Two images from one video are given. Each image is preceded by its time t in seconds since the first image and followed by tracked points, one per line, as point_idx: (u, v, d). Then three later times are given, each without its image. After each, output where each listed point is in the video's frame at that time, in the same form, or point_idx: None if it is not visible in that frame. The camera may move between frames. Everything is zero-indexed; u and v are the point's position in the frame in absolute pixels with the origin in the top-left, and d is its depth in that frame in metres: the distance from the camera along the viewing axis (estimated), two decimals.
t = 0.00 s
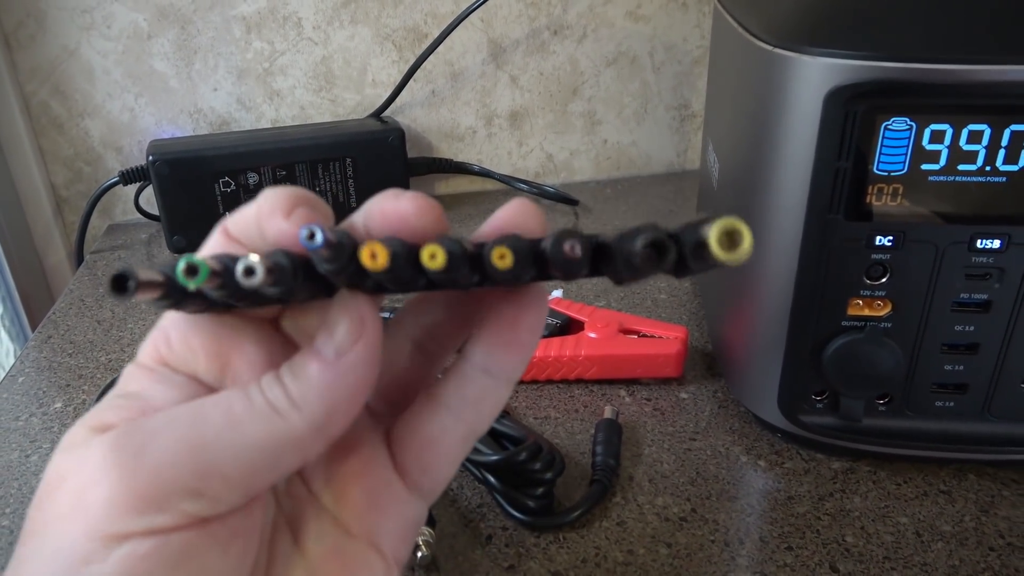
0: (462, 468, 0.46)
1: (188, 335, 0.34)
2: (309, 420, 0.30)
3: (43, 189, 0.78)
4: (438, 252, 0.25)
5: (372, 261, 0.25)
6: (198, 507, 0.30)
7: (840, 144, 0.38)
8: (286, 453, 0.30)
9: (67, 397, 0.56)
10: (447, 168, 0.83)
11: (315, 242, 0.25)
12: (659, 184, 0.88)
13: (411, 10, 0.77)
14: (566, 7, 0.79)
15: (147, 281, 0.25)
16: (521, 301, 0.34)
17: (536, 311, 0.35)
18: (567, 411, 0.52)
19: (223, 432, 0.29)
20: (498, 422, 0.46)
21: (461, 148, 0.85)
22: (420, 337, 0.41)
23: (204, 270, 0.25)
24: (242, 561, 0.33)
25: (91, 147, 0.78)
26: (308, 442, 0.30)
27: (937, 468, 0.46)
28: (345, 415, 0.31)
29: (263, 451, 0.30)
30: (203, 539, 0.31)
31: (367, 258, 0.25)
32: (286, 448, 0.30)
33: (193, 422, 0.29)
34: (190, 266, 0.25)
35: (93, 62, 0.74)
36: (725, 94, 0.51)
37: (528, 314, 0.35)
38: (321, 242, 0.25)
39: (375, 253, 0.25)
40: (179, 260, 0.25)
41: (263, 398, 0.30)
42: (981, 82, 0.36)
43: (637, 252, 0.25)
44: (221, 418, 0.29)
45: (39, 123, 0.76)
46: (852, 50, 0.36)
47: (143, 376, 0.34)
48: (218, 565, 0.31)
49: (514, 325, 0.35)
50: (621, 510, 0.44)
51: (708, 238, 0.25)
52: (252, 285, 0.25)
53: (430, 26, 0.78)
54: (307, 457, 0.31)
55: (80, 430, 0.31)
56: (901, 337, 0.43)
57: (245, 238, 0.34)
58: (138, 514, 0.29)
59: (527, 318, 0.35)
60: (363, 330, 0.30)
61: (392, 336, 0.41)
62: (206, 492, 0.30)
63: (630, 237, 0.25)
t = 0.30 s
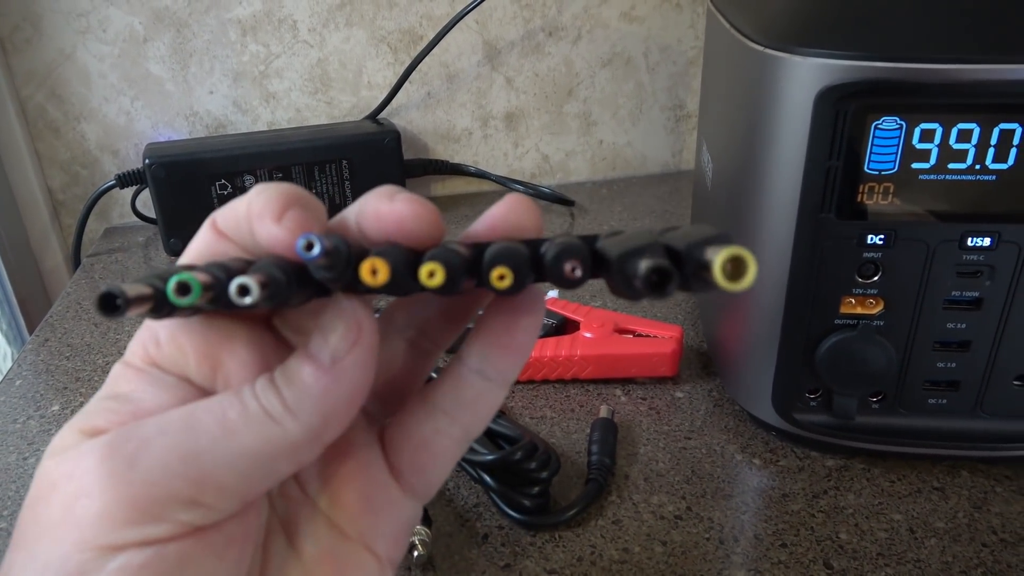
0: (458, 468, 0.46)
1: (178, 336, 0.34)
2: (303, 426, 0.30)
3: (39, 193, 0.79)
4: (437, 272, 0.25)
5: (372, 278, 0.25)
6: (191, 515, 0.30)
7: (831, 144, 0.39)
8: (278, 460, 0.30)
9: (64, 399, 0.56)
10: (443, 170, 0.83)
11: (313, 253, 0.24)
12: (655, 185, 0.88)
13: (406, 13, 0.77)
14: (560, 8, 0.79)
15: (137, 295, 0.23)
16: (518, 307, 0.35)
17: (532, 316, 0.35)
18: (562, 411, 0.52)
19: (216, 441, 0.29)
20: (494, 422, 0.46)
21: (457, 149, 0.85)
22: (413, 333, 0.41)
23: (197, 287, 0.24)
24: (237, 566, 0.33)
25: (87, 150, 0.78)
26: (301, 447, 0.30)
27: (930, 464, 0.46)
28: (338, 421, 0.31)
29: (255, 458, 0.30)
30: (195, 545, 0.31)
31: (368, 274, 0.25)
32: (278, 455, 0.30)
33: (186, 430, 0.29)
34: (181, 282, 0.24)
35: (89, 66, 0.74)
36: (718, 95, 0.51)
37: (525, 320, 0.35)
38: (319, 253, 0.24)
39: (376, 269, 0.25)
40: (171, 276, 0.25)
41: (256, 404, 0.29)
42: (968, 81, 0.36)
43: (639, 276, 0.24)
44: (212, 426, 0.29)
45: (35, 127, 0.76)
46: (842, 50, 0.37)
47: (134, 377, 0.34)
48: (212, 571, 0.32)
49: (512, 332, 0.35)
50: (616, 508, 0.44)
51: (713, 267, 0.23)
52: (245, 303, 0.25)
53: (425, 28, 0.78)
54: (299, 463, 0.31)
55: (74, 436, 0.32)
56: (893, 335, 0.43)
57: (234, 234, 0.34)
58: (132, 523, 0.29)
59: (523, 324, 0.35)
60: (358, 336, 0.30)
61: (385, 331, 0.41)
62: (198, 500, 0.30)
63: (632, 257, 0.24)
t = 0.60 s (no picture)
0: (456, 470, 0.46)
1: (171, 335, 0.33)
2: (297, 426, 0.30)
3: (37, 194, 0.78)
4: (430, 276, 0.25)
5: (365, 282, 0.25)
6: (183, 514, 0.30)
7: (828, 146, 0.39)
8: (271, 460, 0.30)
9: (62, 401, 0.56)
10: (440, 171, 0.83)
11: (305, 251, 0.25)
12: (653, 186, 0.89)
13: (404, 14, 0.77)
14: (558, 10, 0.79)
15: (130, 297, 0.23)
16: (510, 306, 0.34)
17: (527, 317, 0.35)
18: (560, 412, 0.52)
19: (207, 439, 0.29)
20: (492, 423, 0.46)
21: (455, 150, 0.85)
22: (408, 331, 0.41)
23: (187, 289, 0.24)
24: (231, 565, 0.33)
25: (85, 151, 0.78)
26: (295, 447, 0.30)
27: (927, 465, 0.46)
28: (333, 421, 0.31)
29: (247, 458, 0.30)
30: (187, 544, 0.31)
31: (360, 277, 0.25)
32: (271, 455, 0.30)
33: (179, 430, 0.29)
34: (173, 285, 0.24)
35: (87, 67, 0.74)
36: (715, 95, 0.52)
37: (517, 319, 0.35)
38: (311, 251, 0.25)
39: (367, 272, 0.25)
40: (162, 279, 0.24)
41: (248, 404, 0.29)
42: (964, 83, 0.36)
43: (630, 281, 0.24)
44: (204, 426, 0.29)
45: (32, 128, 0.76)
46: (839, 52, 0.37)
47: (129, 377, 0.34)
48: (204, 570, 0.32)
49: (505, 332, 0.35)
50: (614, 509, 0.44)
51: (703, 274, 0.23)
52: (236, 305, 0.25)
53: (423, 29, 0.78)
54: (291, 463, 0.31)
55: (68, 435, 0.32)
56: (890, 336, 0.43)
57: (228, 232, 0.34)
58: (123, 521, 0.29)
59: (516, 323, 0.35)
60: (351, 334, 0.30)
61: (380, 331, 0.41)
62: (191, 500, 0.30)
63: (625, 261, 0.24)
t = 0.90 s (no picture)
0: (451, 473, 0.46)
1: (166, 343, 0.33)
2: (289, 433, 0.30)
3: (32, 196, 0.78)
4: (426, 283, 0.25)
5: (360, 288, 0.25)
6: (174, 523, 0.30)
7: (823, 149, 0.39)
8: (262, 468, 0.30)
9: (56, 405, 0.56)
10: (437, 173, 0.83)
11: (300, 258, 0.24)
12: (650, 187, 0.88)
13: (400, 16, 0.77)
14: (555, 11, 0.79)
15: (121, 306, 0.23)
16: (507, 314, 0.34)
17: (523, 324, 0.34)
18: (557, 415, 0.52)
19: (199, 448, 0.29)
20: (488, 427, 0.46)
21: (452, 152, 0.85)
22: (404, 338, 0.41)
23: (180, 299, 0.24)
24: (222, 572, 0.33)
25: (80, 153, 0.78)
26: (287, 454, 0.30)
27: (924, 468, 0.46)
28: (326, 427, 0.31)
29: (239, 466, 0.29)
30: (178, 553, 0.31)
31: (355, 285, 0.25)
32: (263, 463, 0.30)
33: (170, 438, 0.29)
34: (165, 295, 0.24)
35: (82, 69, 0.74)
36: (712, 97, 0.51)
37: (514, 327, 0.35)
38: (307, 257, 0.24)
39: (363, 280, 0.25)
40: (155, 288, 0.24)
41: (240, 411, 0.29)
42: (959, 85, 0.36)
43: (630, 291, 0.24)
44: (196, 434, 0.29)
45: (27, 130, 0.76)
46: (835, 54, 0.37)
47: (121, 384, 0.34)
48: None
49: (500, 339, 0.35)
50: (610, 513, 0.44)
51: (703, 283, 0.23)
52: (229, 315, 0.25)
53: (419, 31, 0.78)
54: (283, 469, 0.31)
55: (59, 443, 0.31)
56: (886, 339, 0.43)
57: (224, 238, 0.34)
58: (114, 531, 0.29)
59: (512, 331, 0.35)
60: (344, 340, 0.30)
61: (375, 337, 0.41)
62: (181, 508, 0.30)
63: (624, 270, 0.24)
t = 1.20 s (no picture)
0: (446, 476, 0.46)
1: (153, 344, 0.33)
2: (274, 430, 0.30)
3: (28, 199, 0.78)
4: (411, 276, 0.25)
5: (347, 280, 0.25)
6: (159, 519, 0.30)
7: (815, 151, 0.39)
8: (248, 464, 0.30)
9: (50, 408, 0.56)
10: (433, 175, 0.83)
11: (291, 251, 0.24)
12: (646, 189, 0.89)
13: (396, 18, 0.77)
14: (550, 13, 0.79)
15: (116, 292, 0.24)
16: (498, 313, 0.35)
17: (513, 323, 0.35)
18: (551, 417, 0.52)
19: (187, 445, 0.29)
20: (483, 429, 0.46)
21: (448, 154, 0.85)
22: (394, 339, 0.41)
23: (176, 284, 0.24)
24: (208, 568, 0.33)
25: (76, 156, 0.78)
26: (273, 452, 0.30)
27: (917, 469, 0.46)
28: (313, 425, 0.31)
29: (225, 461, 0.30)
30: (163, 549, 0.31)
31: (343, 278, 0.25)
32: (249, 459, 0.30)
33: (157, 433, 0.29)
34: (162, 279, 0.24)
35: (78, 72, 0.74)
36: (706, 99, 0.52)
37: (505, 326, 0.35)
38: (296, 252, 0.24)
39: (351, 273, 0.25)
40: (150, 274, 0.25)
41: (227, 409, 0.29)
42: (950, 88, 0.36)
43: (608, 283, 0.24)
44: (182, 430, 0.29)
45: (23, 133, 0.76)
46: (827, 57, 0.37)
47: (111, 384, 0.34)
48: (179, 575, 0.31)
49: (492, 339, 0.35)
50: (604, 515, 0.44)
51: (680, 275, 0.23)
52: (225, 299, 0.25)
53: (416, 33, 0.78)
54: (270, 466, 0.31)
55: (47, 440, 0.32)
56: (879, 340, 0.43)
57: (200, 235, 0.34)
58: (96, 524, 0.29)
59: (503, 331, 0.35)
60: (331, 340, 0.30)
61: (365, 339, 0.41)
62: (166, 504, 0.30)
63: (604, 265, 0.24)
